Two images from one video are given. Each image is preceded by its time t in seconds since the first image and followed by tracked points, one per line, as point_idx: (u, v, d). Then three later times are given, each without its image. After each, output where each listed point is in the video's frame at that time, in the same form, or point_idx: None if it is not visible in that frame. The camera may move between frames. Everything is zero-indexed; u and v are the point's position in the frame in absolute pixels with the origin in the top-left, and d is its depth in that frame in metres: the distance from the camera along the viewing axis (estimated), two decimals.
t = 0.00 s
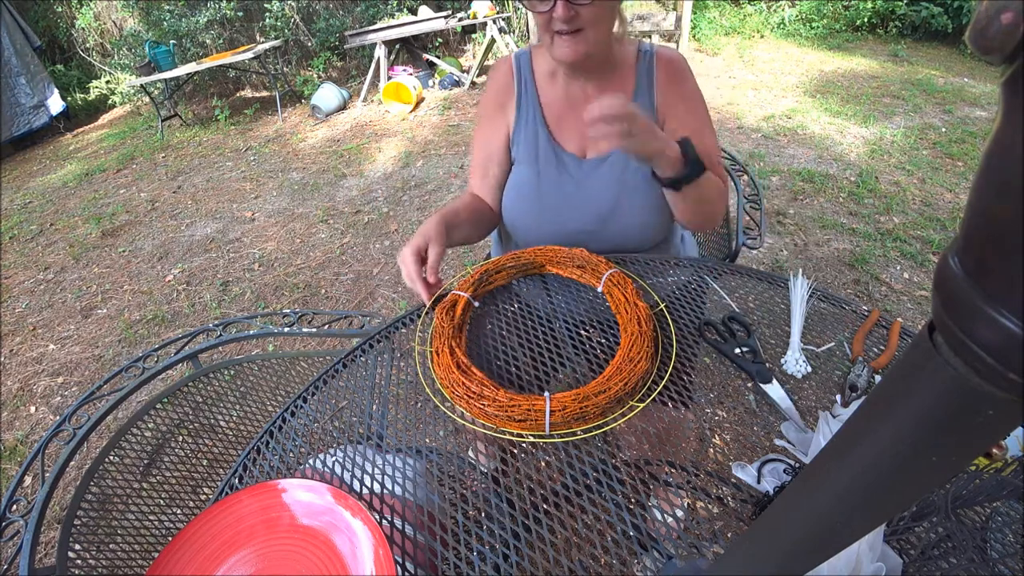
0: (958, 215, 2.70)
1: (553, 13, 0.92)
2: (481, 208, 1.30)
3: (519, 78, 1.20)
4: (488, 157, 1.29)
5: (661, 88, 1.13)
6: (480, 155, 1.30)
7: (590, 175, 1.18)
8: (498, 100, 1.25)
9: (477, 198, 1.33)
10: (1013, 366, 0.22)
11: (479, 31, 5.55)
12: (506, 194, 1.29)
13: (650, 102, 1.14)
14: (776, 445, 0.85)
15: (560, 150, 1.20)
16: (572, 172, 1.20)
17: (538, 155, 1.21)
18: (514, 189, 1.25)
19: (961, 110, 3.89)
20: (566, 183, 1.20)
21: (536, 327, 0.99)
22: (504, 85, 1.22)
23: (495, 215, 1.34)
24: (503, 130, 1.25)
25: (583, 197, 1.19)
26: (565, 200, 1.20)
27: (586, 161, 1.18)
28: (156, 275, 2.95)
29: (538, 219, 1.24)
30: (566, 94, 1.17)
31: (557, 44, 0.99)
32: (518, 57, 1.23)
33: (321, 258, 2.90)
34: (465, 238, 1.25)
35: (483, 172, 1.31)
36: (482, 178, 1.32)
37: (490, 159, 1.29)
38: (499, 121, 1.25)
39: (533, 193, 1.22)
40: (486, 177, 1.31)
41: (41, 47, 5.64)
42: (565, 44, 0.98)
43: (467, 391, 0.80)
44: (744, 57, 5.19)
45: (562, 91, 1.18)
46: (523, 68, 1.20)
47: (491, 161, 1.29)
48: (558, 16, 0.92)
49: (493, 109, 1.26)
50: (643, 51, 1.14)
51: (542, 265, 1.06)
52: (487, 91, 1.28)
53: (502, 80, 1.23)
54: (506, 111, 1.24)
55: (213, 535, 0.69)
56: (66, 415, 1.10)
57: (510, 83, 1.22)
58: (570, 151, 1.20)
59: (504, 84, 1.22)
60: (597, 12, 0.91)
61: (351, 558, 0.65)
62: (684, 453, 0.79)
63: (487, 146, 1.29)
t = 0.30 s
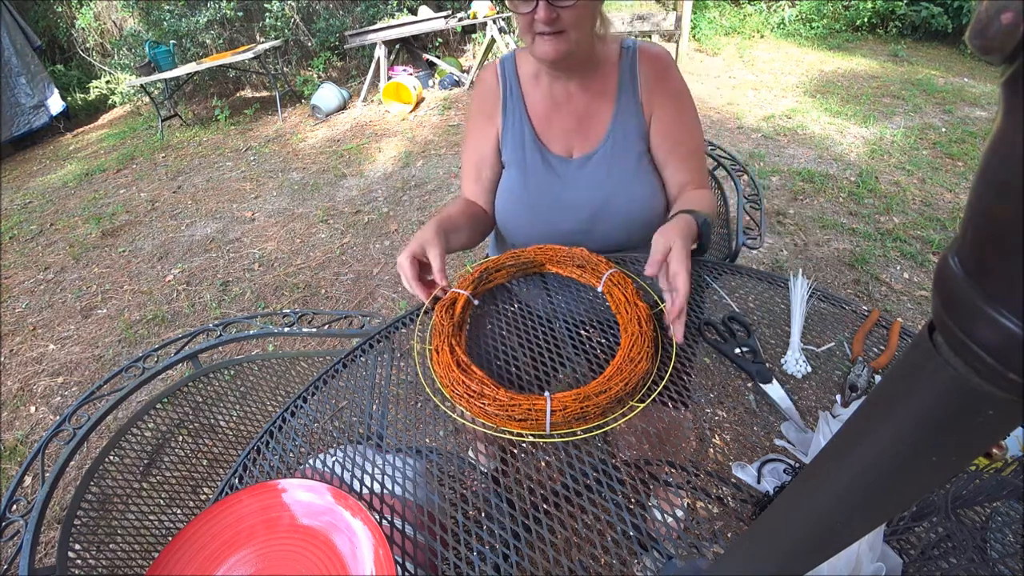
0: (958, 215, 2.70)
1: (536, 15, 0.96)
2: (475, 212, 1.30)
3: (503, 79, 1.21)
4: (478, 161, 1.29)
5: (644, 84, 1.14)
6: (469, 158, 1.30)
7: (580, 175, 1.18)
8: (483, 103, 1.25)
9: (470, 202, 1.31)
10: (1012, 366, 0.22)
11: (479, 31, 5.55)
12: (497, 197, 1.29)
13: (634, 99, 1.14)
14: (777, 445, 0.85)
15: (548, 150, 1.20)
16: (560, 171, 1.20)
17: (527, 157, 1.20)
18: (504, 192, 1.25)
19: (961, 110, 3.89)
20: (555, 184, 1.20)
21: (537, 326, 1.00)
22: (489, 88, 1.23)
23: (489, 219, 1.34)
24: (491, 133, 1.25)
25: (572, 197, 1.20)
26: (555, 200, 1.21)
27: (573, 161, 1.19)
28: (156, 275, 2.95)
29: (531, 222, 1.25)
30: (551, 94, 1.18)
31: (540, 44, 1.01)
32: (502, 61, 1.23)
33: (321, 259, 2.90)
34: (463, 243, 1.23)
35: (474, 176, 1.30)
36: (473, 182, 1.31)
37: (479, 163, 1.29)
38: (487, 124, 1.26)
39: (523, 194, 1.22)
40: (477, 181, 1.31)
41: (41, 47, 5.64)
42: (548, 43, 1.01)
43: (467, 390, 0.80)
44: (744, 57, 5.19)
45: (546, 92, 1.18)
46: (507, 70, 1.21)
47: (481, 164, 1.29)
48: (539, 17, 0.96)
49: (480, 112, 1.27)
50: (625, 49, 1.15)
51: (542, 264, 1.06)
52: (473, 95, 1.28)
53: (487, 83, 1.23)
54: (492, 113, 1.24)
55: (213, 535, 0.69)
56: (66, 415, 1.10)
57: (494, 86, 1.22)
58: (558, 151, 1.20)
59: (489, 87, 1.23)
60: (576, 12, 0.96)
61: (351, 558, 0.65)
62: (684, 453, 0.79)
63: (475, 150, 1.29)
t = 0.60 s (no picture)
0: (959, 215, 2.69)
1: (532, 15, 0.96)
2: (467, 214, 1.30)
3: (495, 81, 1.21)
4: (469, 162, 1.29)
5: (636, 85, 1.14)
6: (461, 160, 1.30)
7: (571, 176, 1.18)
8: (475, 105, 1.25)
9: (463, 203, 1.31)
10: (1012, 366, 0.22)
11: (479, 31, 5.55)
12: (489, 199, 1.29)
13: (626, 99, 1.14)
14: (778, 445, 0.85)
15: (540, 152, 1.20)
16: (552, 173, 1.20)
17: (518, 159, 1.21)
18: (496, 194, 1.25)
19: (961, 110, 3.89)
20: (546, 186, 1.20)
21: (537, 326, 0.99)
22: (481, 89, 1.23)
23: (480, 221, 1.34)
24: (482, 134, 1.26)
25: (563, 199, 1.19)
26: (546, 202, 1.21)
27: (564, 162, 1.19)
28: (156, 275, 2.95)
29: (523, 223, 1.25)
30: (542, 95, 1.18)
31: (532, 45, 1.02)
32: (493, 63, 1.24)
33: (321, 259, 2.90)
34: (455, 244, 1.24)
35: (466, 178, 1.31)
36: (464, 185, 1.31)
37: (470, 165, 1.29)
38: (478, 125, 1.26)
39: (515, 196, 1.22)
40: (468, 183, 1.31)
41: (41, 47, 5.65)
42: (543, 43, 1.01)
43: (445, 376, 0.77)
44: (745, 57, 5.18)
45: (538, 93, 1.18)
46: (498, 72, 1.21)
47: (473, 166, 1.29)
48: (534, 17, 0.97)
49: (472, 114, 1.27)
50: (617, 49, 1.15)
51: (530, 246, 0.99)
52: (465, 97, 1.29)
53: (478, 85, 1.24)
54: (484, 115, 1.24)
55: (213, 535, 0.69)
56: (66, 415, 1.10)
57: (486, 87, 1.23)
58: (549, 153, 1.20)
59: (481, 89, 1.23)
60: (571, 14, 0.97)
61: (351, 558, 0.65)
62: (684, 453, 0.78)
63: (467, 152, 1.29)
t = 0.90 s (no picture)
0: (959, 215, 2.69)
1: (530, 14, 0.96)
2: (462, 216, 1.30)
3: (489, 82, 1.21)
4: (463, 164, 1.29)
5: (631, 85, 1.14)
6: (456, 163, 1.30)
7: (565, 177, 1.18)
8: (470, 107, 1.26)
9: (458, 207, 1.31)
10: (1012, 366, 0.22)
11: (479, 31, 5.55)
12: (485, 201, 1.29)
13: (621, 100, 1.14)
14: (778, 445, 0.85)
15: (534, 153, 1.20)
16: (546, 175, 1.20)
17: (512, 160, 1.20)
18: (491, 195, 1.26)
19: (961, 110, 3.89)
20: (540, 187, 1.20)
21: (537, 327, 0.99)
22: (476, 91, 1.24)
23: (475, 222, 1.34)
24: (477, 136, 1.26)
25: (558, 200, 1.19)
26: (540, 203, 1.20)
27: (559, 163, 1.18)
28: (156, 275, 2.95)
29: (518, 225, 1.24)
30: (537, 96, 1.18)
31: (529, 46, 1.02)
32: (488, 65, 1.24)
33: (321, 259, 2.90)
34: (455, 249, 1.24)
35: (461, 180, 1.31)
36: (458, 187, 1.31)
37: (465, 167, 1.30)
38: (472, 127, 1.26)
39: (509, 198, 1.22)
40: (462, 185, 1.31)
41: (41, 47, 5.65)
42: (540, 43, 1.01)
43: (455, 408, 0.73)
44: (745, 57, 5.18)
45: (533, 94, 1.19)
46: (492, 74, 1.22)
47: (468, 168, 1.30)
48: (533, 17, 0.97)
49: (466, 116, 1.27)
50: (613, 49, 1.15)
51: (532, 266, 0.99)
52: (460, 99, 1.29)
53: (473, 87, 1.24)
54: (478, 117, 1.25)
55: (213, 535, 0.69)
56: (66, 415, 1.10)
57: (480, 89, 1.23)
58: (543, 154, 1.20)
59: (475, 90, 1.24)
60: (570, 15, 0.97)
61: (351, 558, 0.65)
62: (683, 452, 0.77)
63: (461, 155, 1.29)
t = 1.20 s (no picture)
0: (959, 215, 2.69)
1: (560, 12, 0.96)
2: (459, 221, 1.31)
3: (488, 84, 1.21)
4: (461, 168, 1.30)
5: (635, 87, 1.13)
6: (455, 165, 1.30)
7: (566, 180, 1.18)
8: (468, 109, 1.25)
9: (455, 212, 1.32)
10: (1012, 365, 0.22)
11: (480, 31, 5.55)
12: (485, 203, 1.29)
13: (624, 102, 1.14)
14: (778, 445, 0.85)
15: (535, 156, 1.20)
16: (547, 178, 1.20)
17: (512, 164, 1.20)
18: (491, 198, 1.25)
19: (961, 110, 3.89)
20: (541, 190, 1.20)
21: (536, 327, 0.99)
22: (475, 93, 1.23)
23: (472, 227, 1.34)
24: (476, 138, 1.26)
25: (559, 203, 1.19)
26: (541, 206, 1.20)
27: (560, 167, 1.18)
28: (156, 275, 2.95)
29: (518, 228, 1.24)
30: (539, 98, 1.18)
31: (550, 45, 1.02)
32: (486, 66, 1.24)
33: (321, 259, 2.90)
34: (450, 254, 1.25)
35: (459, 183, 1.31)
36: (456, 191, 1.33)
37: (462, 171, 1.30)
38: (471, 129, 1.26)
39: (509, 201, 1.22)
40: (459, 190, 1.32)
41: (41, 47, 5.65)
42: (560, 44, 1.02)
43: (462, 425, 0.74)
44: (745, 57, 5.19)
45: (534, 96, 1.18)
46: (491, 76, 1.21)
47: (467, 171, 1.30)
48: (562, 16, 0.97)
49: (465, 118, 1.27)
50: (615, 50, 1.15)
51: (526, 280, 1.02)
52: (457, 100, 1.29)
53: (472, 88, 1.24)
54: (478, 120, 1.24)
55: (214, 534, 0.69)
56: (66, 415, 1.10)
57: (479, 92, 1.22)
58: (544, 157, 1.20)
59: (475, 92, 1.23)
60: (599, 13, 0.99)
61: (351, 559, 0.65)
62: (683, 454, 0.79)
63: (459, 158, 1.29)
